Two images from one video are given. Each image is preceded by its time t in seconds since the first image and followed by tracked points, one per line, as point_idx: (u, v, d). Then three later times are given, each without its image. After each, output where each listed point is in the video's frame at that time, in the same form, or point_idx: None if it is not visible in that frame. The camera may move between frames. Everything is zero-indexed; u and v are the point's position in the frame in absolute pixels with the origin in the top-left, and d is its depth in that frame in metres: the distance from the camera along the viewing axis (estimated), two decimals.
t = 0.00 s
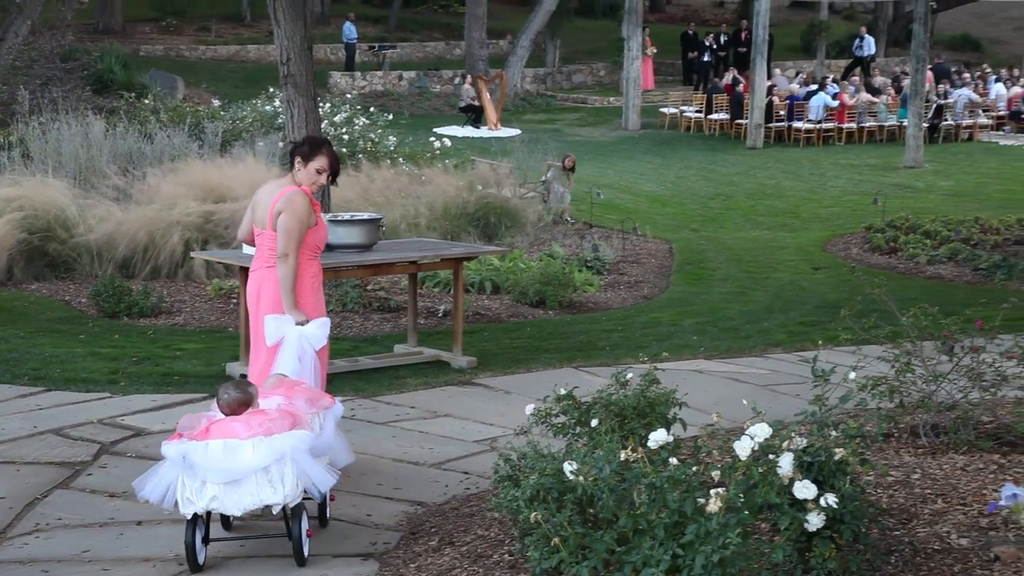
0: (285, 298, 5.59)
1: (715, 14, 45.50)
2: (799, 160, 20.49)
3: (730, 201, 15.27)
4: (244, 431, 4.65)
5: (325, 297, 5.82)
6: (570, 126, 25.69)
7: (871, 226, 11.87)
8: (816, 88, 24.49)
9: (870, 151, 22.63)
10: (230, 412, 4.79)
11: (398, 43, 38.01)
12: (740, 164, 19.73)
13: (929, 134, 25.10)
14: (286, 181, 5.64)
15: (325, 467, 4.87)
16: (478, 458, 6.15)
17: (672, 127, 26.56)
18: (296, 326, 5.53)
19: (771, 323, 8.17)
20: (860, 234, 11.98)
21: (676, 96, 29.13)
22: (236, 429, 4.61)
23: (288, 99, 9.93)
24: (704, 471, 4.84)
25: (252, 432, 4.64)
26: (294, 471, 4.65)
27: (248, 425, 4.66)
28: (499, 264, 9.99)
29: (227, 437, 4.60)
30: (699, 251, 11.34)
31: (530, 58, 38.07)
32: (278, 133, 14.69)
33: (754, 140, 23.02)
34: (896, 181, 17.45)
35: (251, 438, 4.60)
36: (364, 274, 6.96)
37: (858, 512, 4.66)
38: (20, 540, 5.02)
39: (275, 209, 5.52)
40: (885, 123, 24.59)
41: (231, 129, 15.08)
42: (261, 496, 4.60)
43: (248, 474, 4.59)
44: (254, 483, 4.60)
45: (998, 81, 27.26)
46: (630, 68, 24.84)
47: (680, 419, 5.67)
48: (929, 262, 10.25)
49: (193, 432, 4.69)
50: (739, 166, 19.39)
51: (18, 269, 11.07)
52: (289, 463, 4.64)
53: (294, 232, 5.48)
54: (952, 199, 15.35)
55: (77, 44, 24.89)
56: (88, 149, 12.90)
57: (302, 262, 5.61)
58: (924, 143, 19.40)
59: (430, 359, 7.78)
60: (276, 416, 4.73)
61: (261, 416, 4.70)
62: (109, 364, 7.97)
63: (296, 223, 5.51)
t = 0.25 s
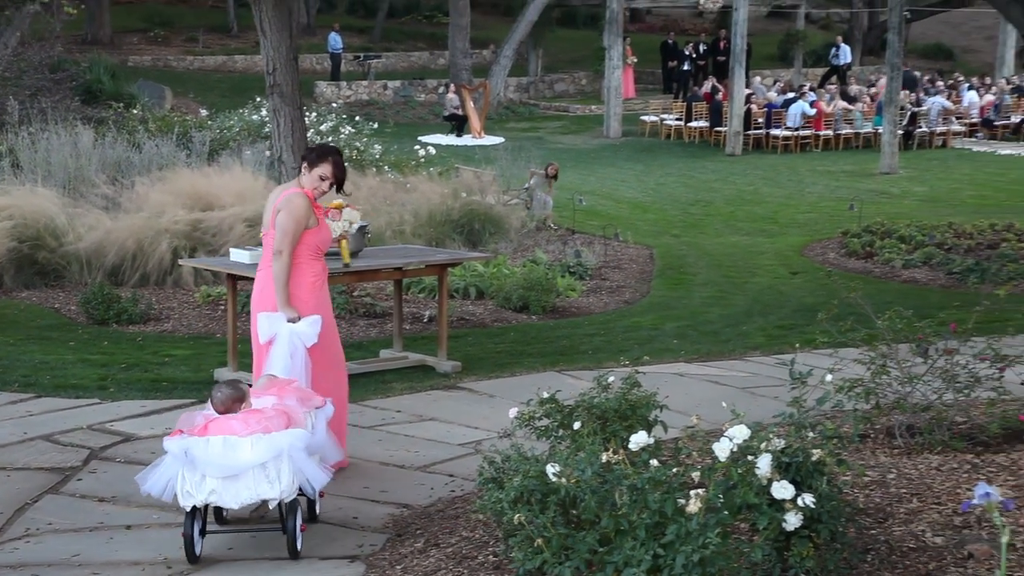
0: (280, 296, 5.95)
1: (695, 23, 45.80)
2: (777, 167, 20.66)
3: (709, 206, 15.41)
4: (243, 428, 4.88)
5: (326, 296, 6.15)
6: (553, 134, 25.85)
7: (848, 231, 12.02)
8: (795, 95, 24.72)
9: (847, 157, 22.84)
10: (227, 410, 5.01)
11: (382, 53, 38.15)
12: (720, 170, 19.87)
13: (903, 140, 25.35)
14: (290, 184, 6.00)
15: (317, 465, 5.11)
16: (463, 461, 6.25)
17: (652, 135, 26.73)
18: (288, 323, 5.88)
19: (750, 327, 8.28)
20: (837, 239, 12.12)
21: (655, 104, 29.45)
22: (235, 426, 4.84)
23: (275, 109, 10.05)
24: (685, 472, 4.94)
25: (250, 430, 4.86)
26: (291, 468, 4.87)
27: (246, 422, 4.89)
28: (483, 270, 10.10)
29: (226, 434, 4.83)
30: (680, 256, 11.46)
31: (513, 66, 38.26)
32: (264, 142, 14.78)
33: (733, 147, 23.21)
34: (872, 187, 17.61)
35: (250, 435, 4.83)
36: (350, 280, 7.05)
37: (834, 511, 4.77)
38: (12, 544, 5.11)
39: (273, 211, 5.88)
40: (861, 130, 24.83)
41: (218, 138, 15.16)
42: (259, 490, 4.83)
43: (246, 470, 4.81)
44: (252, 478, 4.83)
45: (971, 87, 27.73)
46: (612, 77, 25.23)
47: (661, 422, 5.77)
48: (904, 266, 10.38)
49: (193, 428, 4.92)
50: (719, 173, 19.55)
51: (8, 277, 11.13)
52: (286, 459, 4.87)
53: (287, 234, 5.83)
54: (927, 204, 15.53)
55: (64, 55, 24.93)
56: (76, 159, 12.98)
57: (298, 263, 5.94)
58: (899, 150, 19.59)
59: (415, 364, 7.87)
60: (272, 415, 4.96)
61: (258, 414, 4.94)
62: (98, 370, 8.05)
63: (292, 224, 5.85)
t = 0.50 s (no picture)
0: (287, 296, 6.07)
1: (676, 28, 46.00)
2: (756, 171, 20.78)
3: (690, 210, 15.51)
4: (235, 427, 4.99)
5: (330, 295, 6.28)
6: (535, 139, 25.97)
7: (826, 234, 12.11)
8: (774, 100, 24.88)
9: (824, 161, 23.00)
10: (219, 408, 5.11)
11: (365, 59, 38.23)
12: (700, 175, 19.98)
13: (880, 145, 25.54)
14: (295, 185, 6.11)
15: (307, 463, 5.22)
16: (446, 463, 6.31)
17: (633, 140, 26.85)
18: (295, 323, 6.00)
19: (730, 329, 8.36)
20: (815, 241, 12.21)
21: (636, 110, 29.66)
22: (228, 426, 4.94)
23: (259, 115, 10.08)
24: (666, 473, 4.99)
25: (242, 429, 4.97)
26: (282, 467, 4.98)
27: (239, 421, 5.00)
28: (466, 273, 10.16)
29: (219, 433, 4.93)
30: (661, 259, 11.54)
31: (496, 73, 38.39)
32: (250, 148, 14.82)
33: (714, 151, 23.31)
34: (849, 190, 17.73)
35: (242, 435, 4.93)
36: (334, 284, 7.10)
37: (813, 510, 4.83)
38: None
39: (279, 212, 5.99)
40: (839, 134, 25.02)
41: (204, 144, 15.21)
42: (250, 489, 4.93)
43: (239, 468, 4.92)
44: (244, 477, 4.93)
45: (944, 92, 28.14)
46: (592, 82, 25.22)
47: (642, 422, 5.83)
48: (881, 267, 10.47)
49: (187, 425, 5.02)
50: (699, 177, 19.65)
51: None
52: (277, 458, 4.98)
53: (296, 235, 5.94)
54: (903, 207, 15.65)
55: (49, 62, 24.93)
56: (62, 165, 13.02)
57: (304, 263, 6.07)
58: (876, 154, 19.72)
59: (399, 367, 7.93)
60: (263, 415, 5.06)
61: (250, 414, 5.04)
62: (84, 375, 8.09)
63: (299, 227, 5.95)
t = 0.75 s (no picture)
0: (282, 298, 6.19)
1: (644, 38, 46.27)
2: (721, 178, 20.94)
3: (656, 216, 15.65)
4: (211, 425, 5.16)
5: (321, 296, 6.41)
6: (504, 146, 26.18)
7: (788, 239, 12.25)
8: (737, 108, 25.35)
9: (785, 168, 23.26)
10: (196, 408, 5.29)
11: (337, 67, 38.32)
12: (666, 181, 20.12)
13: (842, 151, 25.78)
14: (291, 189, 6.24)
15: (280, 462, 5.40)
16: (415, 466, 6.39)
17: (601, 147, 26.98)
18: (289, 322, 6.12)
19: (694, 332, 8.48)
20: (778, 246, 12.36)
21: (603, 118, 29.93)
22: (202, 424, 5.11)
23: (230, 122, 10.14)
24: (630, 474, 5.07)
25: (216, 428, 5.14)
26: (255, 464, 5.14)
27: (214, 421, 5.17)
28: (436, 278, 10.26)
29: (195, 431, 5.10)
30: (627, 264, 11.66)
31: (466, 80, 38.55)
32: (221, 155, 14.86)
33: (679, 158, 23.59)
34: (811, 196, 17.92)
35: (216, 433, 5.10)
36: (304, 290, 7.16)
37: (774, 511, 4.93)
38: None
39: (277, 216, 6.10)
40: (801, 141, 25.30)
41: (175, 151, 15.24)
42: (223, 486, 5.10)
43: (213, 465, 5.09)
44: (218, 474, 5.10)
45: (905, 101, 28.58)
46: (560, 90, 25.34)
47: (608, 426, 5.93)
48: (842, 272, 10.61)
49: (164, 424, 5.19)
50: (665, 183, 19.80)
51: None
52: (250, 457, 5.14)
53: (295, 239, 6.07)
54: (865, 213, 15.86)
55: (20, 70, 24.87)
56: (33, 171, 13.05)
57: (301, 266, 6.19)
58: (837, 161, 19.94)
59: (369, 371, 8.00)
60: (237, 414, 5.22)
61: (224, 413, 5.20)
62: (55, 380, 8.14)
63: (297, 229, 6.08)
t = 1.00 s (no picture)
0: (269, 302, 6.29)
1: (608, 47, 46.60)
2: (684, 184, 21.12)
3: (621, 222, 15.79)
4: (187, 424, 5.34)
5: (310, 302, 6.50)
6: (471, 153, 26.38)
7: (751, 244, 12.40)
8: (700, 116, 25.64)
9: (746, 175, 23.53)
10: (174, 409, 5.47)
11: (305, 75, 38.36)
12: (630, 188, 20.25)
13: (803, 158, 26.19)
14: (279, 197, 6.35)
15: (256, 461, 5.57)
16: (383, 469, 6.47)
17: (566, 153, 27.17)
18: (275, 327, 6.23)
19: (659, 337, 8.60)
20: (740, 251, 12.51)
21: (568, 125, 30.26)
22: (178, 424, 5.29)
23: (200, 130, 10.18)
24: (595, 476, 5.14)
25: (192, 427, 5.32)
26: (229, 462, 5.31)
27: (190, 421, 5.35)
28: (404, 284, 10.34)
29: (170, 431, 5.28)
30: (593, 270, 11.77)
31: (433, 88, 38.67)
32: (191, 162, 14.87)
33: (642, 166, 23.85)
34: (772, 203, 18.11)
35: (191, 432, 5.28)
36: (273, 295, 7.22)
37: (736, 511, 5.00)
38: None
39: (264, 223, 6.22)
40: (762, 148, 25.94)
41: (145, 158, 15.24)
42: (198, 484, 5.27)
43: (188, 464, 5.26)
44: (193, 472, 5.27)
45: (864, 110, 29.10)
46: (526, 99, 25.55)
47: (573, 429, 6.01)
48: (803, 277, 10.76)
49: (143, 423, 5.38)
50: (629, 190, 19.95)
51: None
52: (224, 455, 5.32)
53: (281, 244, 6.18)
54: (826, 219, 16.07)
55: None
56: (3, 178, 13.04)
57: (288, 271, 6.29)
58: (798, 168, 20.16)
59: (338, 376, 8.06)
60: (212, 414, 5.40)
61: (199, 413, 5.38)
62: (25, 386, 8.16)
63: (285, 235, 6.19)
